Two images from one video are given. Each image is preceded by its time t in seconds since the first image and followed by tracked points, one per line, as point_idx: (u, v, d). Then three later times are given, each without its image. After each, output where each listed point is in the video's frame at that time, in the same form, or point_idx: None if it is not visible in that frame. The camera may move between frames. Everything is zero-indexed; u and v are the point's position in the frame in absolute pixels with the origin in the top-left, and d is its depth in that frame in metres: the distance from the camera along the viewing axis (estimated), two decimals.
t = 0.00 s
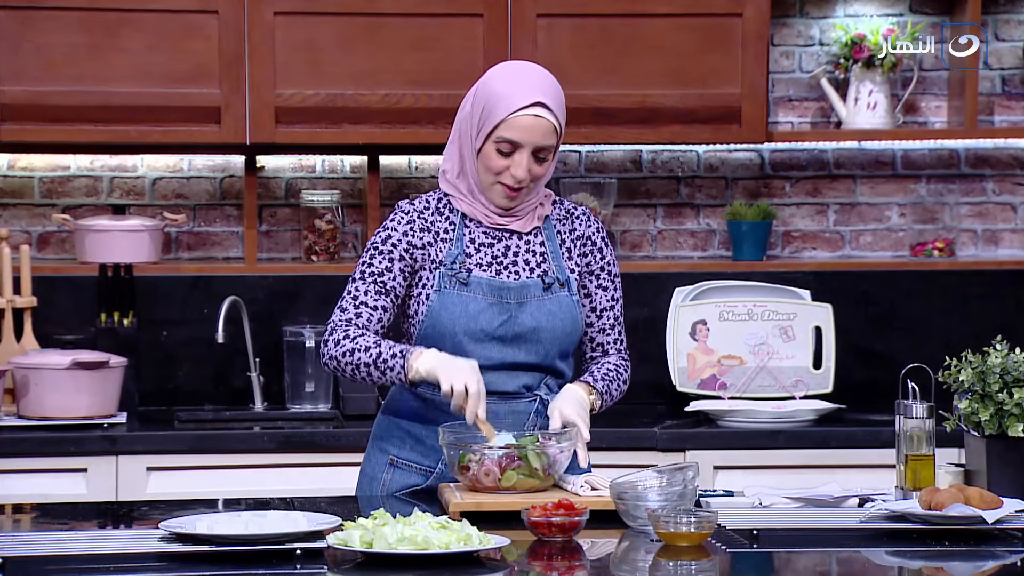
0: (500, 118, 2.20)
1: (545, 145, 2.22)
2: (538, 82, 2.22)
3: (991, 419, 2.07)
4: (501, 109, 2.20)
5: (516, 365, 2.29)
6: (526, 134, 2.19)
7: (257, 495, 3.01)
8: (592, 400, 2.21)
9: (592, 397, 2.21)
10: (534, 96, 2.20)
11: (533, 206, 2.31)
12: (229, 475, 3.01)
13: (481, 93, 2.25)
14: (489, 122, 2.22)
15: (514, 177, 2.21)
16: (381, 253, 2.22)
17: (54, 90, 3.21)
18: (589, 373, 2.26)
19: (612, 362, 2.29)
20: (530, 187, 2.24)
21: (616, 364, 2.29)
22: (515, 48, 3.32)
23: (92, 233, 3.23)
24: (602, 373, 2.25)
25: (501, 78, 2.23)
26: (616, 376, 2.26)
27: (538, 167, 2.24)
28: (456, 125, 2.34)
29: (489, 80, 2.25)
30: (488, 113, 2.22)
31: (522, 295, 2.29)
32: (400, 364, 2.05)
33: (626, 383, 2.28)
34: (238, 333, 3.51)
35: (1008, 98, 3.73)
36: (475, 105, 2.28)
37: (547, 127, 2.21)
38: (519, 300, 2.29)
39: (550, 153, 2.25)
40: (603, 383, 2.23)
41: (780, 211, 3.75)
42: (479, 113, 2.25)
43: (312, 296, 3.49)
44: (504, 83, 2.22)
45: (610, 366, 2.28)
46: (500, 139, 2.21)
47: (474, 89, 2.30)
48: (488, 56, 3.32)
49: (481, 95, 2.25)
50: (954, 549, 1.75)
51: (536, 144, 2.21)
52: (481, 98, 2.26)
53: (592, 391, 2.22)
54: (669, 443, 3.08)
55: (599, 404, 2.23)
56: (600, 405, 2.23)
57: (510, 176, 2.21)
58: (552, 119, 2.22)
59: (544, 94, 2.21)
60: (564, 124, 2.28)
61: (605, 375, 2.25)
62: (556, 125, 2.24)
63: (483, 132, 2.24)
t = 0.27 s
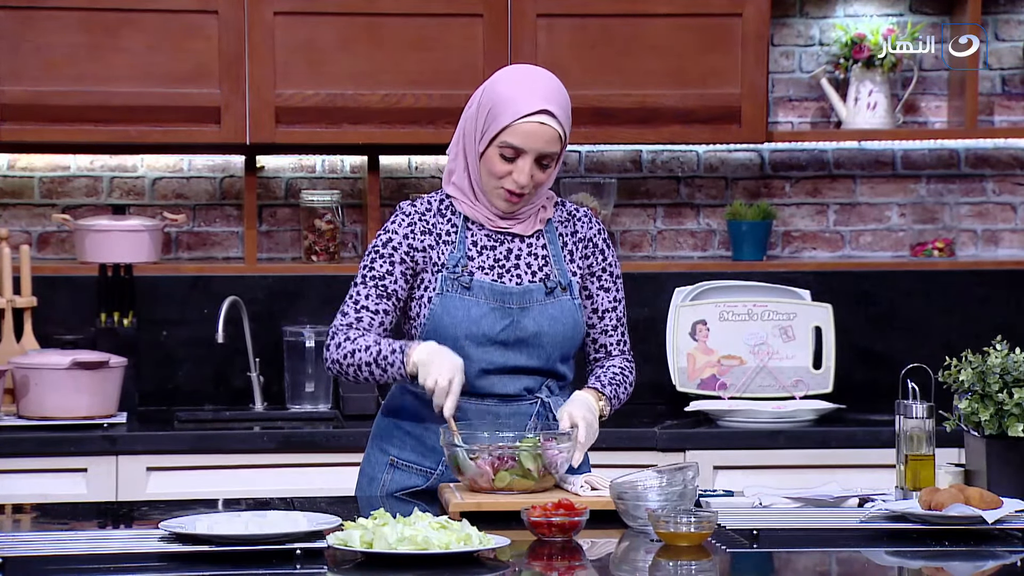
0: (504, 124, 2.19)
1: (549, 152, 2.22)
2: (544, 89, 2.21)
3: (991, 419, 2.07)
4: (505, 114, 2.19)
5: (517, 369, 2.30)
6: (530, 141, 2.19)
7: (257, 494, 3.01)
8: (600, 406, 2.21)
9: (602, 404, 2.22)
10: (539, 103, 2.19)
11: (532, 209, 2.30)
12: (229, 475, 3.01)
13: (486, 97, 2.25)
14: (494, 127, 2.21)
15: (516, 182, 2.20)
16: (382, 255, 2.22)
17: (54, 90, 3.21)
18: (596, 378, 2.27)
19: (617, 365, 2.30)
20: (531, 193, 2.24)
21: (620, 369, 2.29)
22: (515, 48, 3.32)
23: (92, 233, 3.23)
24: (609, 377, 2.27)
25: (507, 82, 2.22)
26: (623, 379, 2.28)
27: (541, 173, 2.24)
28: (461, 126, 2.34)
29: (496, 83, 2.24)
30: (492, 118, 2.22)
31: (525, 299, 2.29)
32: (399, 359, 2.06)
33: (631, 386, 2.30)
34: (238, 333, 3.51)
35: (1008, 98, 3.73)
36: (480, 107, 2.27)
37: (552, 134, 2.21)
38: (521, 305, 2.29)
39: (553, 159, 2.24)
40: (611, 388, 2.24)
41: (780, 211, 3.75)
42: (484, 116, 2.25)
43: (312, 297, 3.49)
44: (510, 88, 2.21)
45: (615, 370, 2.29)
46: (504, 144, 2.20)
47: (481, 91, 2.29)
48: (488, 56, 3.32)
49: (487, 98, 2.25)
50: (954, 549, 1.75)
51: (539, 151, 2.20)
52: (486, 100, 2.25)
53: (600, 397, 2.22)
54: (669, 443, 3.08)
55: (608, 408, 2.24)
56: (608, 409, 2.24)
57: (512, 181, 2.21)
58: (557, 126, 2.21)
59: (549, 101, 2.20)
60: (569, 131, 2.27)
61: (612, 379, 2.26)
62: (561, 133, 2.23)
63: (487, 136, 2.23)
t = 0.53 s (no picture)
0: (507, 123, 2.19)
1: (551, 151, 2.22)
2: (545, 88, 2.21)
3: (991, 419, 2.07)
4: (508, 114, 2.19)
5: (520, 368, 2.30)
6: (533, 141, 2.19)
7: (257, 494, 3.01)
8: (625, 400, 2.20)
9: (626, 397, 2.20)
10: (541, 103, 2.19)
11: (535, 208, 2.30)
12: (229, 475, 3.01)
13: (487, 97, 2.25)
14: (496, 127, 2.21)
15: (520, 182, 2.21)
16: (388, 255, 2.20)
17: (54, 90, 3.21)
18: (617, 370, 2.25)
19: (634, 356, 2.29)
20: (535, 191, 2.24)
21: (638, 360, 2.28)
22: (515, 48, 3.32)
23: (92, 233, 3.23)
24: (629, 369, 2.25)
25: (508, 82, 2.22)
26: (642, 371, 2.26)
27: (543, 171, 2.25)
28: (461, 125, 2.34)
29: (496, 83, 2.24)
30: (494, 118, 2.22)
31: (527, 298, 2.30)
32: (402, 386, 2.06)
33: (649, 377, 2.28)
34: (238, 333, 3.51)
35: (1008, 98, 3.73)
36: (481, 107, 2.27)
37: (554, 133, 2.21)
38: (524, 304, 2.29)
39: (555, 158, 2.25)
40: (633, 381, 2.23)
41: (780, 211, 3.75)
42: (485, 116, 2.25)
43: (312, 296, 3.49)
44: (511, 88, 2.21)
45: (633, 362, 2.27)
46: (507, 144, 2.20)
47: (480, 91, 2.29)
48: (488, 56, 3.32)
49: (487, 98, 2.25)
50: (954, 549, 1.75)
51: (542, 150, 2.20)
52: (487, 100, 2.25)
53: (624, 391, 2.21)
54: (669, 443, 3.08)
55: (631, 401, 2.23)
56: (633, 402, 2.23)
57: (516, 181, 2.21)
58: (559, 125, 2.21)
59: (552, 100, 2.20)
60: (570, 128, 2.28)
61: (631, 370, 2.25)
62: (563, 131, 2.23)
63: (489, 136, 2.23)
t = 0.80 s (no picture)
0: (507, 123, 2.19)
1: (552, 151, 2.22)
2: (546, 88, 2.21)
3: (991, 419, 2.07)
4: (508, 114, 2.19)
5: (518, 367, 2.30)
6: (533, 141, 2.19)
7: (257, 494, 3.01)
8: (630, 387, 2.17)
9: (631, 383, 2.17)
10: (543, 103, 2.19)
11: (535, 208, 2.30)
12: (229, 475, 3.01)
13: (488, 96, 2.24)
14: (496, 127, 2.21)
15: (521, 182, 2.21)
16: (379, 249, 2.22)
17: (54, 90, 3.21)
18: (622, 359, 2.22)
19: (640, 343, 2.25)
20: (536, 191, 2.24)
21: (644, 349, 2.24)
22: (515, 48, 3.32)
23: (92, 233, 3.23)
24: (634, 356, 2.22)
25: (508, 82, 2.22)
26: (648, 355, 2.23)
27: (544, 171, 2.24)
28: (460, 125, 2.33)
29: (496, 83, 2.24)
30: (494, 117, 2.22)
31: (525, 298, 2.30)
32: (386, 368, 2.06)
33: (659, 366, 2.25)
34: (238, 333, 3.51)
35: (1008, 98, 3.73)
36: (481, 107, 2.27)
37: (555, 133, 2.21)
38: (521, 303, 2.29)
39: (555, 158, 2.25)
40: (638, 366, 2.19)
41: (780, 211, 3.75)
42: (485, 116, 2.25)
43: (312, 296, 3.49)
44: (512, 88, 2.21)
45: (639, 349, 2.24)
46: (507, 145, 2.20)
47: (480, 91, 2.29)
48: (489, 57, 3.32)
49: (487, 98, 2.25)
50: (954, 549, 1.75)
51: (543, 150, 2.20)
52: (487, 100, 2.25)
53: (628, 378, 2.18)
54: (669, 443, 3.08)
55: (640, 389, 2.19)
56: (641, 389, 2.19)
57: (517, 181, 2.21)
58: (560, 126, 2.21)
59: (552, 100, 2.20)
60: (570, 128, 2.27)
61: (636, 358, 2.21)
62: (563, 131, 2.23)
63: (489, 136, 2.23)
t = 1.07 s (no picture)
0: (501, 117, 2.20)
1: (546, 145, 2.22)
2: (539, 82, 2.22)
3: (991, 419, 2.07)
4: (502, 108, 2.20)
5: (516, 363, 2.29)
6: (526, 134, 2.19)
7: (257, 494, 3.01)
8: (606, 385, 2.12)
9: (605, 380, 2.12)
10: (536, 96, 2.19)
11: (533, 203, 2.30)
12: (229, 475, 3.01)
13: (483, 92, 2.25)
14: (491, 121, 2.22)
15: (515, 176, 2.21)
16: (377, 241, 2.23)
17: (54, 90, 3.21)
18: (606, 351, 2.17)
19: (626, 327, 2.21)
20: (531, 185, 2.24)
21: (624, 336, 2.19)
22: (515, 48, 3.32)
23: (92, 233, 3.23)
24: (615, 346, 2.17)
25: (502, 77, 2.23)
26: (633, 341, 2.18)
27: (539, 165, 2.24)
28: (459, 124, 2.34)
29: (491, 79, 2.25)
30: (489, 112, 2.23)
31: (523, 293, 2.29)
32: (380, 352, 2.04)
33: (644, 350, 2.19)
34: (238, 333, 3.51)
35: (1008, 98, 3.73)
36: (477, 103, 2.28)
37: (548, 126, 2.21)
38: (519, 299, 2.29)
39: (551, 151, 2.25)
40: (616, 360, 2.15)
41: (780, 212, 3.75)
42: (479, 112, 2.26)
43: (312, 297, 3.49)
44: (506, 83, 2.22)
45: (620, 335, 2.20)
46: (501, 139, 2.21)
47: (476, 88, 2.30)
48: (489, 56, 3.32)
49: (482, 94, 2.26)
50: (954, 549, 1.75)
51: (537, 143, 2.20)
52: (483, 96, 2.26)
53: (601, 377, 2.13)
54: (669, 443, 3.08)
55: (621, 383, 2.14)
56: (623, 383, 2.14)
57: (511, 175, 2.21)
58: (553, 119, 2.21)
59: (545, 94, 2.21)
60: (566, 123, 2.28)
61: (616, 348, 2.17)
62: (557, 124, 2.23)
63: (485, 131, 2.24)
